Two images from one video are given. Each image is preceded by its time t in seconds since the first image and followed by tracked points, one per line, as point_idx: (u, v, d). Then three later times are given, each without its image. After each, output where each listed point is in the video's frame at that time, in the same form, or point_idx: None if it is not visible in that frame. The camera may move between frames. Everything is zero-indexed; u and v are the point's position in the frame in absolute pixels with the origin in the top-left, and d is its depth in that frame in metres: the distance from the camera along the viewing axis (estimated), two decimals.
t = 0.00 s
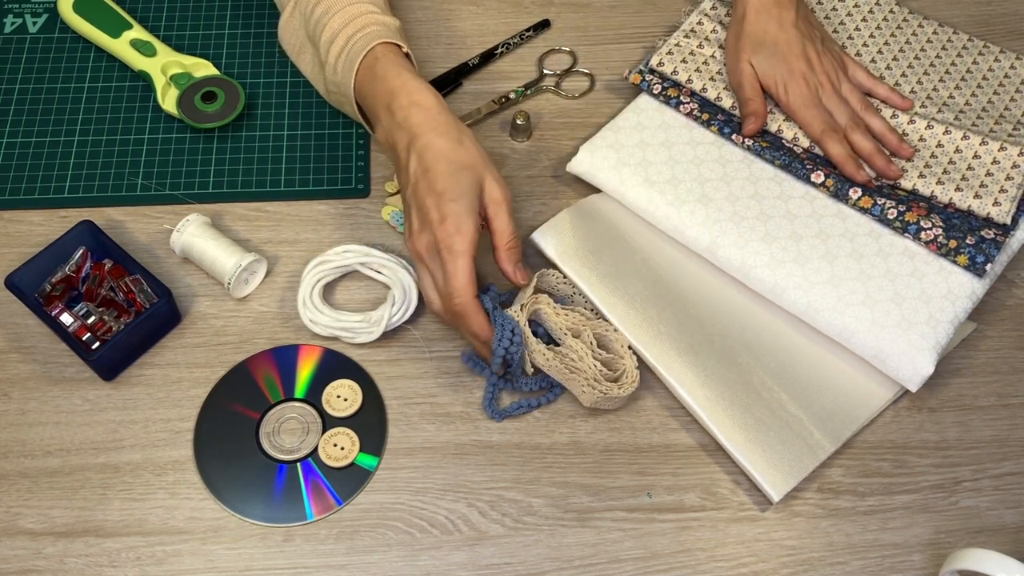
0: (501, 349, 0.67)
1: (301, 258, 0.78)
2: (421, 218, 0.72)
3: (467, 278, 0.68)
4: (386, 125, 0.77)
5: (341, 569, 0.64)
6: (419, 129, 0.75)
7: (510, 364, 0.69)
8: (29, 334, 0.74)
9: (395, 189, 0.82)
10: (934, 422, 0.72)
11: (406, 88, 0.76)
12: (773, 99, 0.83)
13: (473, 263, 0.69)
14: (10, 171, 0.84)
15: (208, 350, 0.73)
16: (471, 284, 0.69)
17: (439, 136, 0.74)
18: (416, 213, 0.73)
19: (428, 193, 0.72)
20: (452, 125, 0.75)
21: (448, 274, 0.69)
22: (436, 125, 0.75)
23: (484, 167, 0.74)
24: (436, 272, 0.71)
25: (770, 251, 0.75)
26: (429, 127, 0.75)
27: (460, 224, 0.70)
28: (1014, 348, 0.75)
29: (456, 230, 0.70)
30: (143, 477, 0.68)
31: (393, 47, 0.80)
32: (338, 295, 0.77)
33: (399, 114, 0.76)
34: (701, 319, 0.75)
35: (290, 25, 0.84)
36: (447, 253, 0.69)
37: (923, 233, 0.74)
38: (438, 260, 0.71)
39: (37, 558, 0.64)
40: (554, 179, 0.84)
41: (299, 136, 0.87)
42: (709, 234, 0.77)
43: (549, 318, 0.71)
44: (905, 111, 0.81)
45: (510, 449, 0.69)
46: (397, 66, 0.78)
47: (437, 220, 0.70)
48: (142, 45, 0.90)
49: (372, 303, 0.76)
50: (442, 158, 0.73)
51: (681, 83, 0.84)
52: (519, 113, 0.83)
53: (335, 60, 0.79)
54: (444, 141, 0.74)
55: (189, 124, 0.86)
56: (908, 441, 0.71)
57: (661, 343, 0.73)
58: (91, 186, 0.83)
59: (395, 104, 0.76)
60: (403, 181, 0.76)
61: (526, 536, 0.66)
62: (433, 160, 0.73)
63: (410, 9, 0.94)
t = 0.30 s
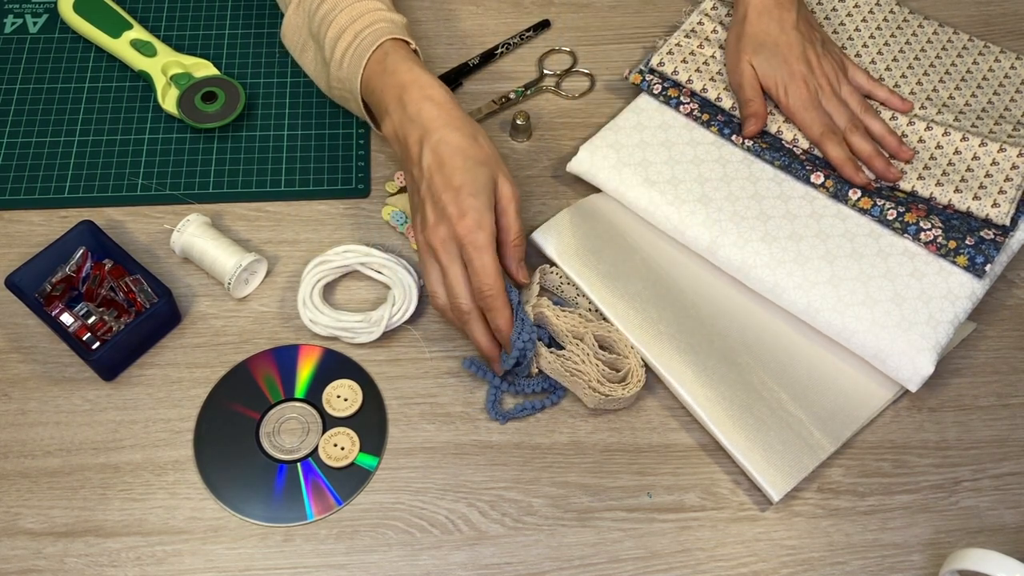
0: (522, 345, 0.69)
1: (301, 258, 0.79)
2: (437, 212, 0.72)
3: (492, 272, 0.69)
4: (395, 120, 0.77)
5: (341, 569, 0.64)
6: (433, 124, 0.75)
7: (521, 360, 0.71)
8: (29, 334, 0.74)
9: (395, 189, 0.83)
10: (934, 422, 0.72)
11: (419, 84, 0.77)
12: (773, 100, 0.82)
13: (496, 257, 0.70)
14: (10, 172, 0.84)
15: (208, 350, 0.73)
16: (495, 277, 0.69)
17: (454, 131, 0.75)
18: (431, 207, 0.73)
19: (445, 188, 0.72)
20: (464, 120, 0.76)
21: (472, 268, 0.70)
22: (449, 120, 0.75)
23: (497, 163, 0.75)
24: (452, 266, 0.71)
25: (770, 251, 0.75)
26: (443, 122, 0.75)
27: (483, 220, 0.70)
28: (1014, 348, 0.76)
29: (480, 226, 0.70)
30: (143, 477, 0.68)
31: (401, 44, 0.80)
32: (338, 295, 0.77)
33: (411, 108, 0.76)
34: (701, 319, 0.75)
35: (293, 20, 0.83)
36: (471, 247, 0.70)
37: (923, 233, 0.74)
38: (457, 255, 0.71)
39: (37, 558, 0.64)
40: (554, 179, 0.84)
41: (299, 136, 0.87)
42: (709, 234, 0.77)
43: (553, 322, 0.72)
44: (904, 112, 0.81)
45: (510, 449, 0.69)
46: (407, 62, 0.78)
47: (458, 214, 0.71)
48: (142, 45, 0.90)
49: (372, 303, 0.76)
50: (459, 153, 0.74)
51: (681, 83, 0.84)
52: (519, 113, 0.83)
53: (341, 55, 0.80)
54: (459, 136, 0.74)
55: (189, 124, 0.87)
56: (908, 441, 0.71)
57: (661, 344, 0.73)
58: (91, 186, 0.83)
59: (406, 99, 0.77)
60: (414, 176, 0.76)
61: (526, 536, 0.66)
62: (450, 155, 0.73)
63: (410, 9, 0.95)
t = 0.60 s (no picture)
0: (518, 328, 0.68)
1: (301, 258, 0.79)
2: (409, 180, 0.69)
3: (466, 242, 0.66)
4: (377, 94, 0.75)
5: (341, 569, 0.64)
6: (414, 96, 0.73)
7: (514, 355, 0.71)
8: (29, 334, 0.74)
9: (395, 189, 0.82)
10: (934, 422, 0.72)
11: (404, 60, 0.76)
12: (773, 99, 0.82)
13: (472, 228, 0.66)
14: (10, 171, 0.84)
15: (208, 350, 0.73)
16: (469, 248, 0.66)
17: (436, 105, 0.73)
18: (404, 175, 0.69)
19: (423, 156, 0.69)
20: (447, 97, 0.74)
21: (444, 239, 0.66)
22: (433, 95, 0.73)
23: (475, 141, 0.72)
24: (424, 236, 0.67)
25: (770, 251, 0.75)
26: (425, 96, 0.73)
27: (459, 189, 0.67)
28: (1014, 348, 0.75)
29: (456, 194, 0.67)
30: (143, 477, 0.68)
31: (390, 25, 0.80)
32: (338, 295, 0.77)
33: (394, 82, 0.74)
34: (701, 319, 0.75)
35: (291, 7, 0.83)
36: (444, 216, 0.66)
37: (922, 233, 0.74)
38: (430, 224, 0.67)
39: (37, 558, 0.64)
40: (554, 179, 0.84)
41: (299, 136, 0.87)
42: (709, 234, 0.77)
43: (554, 321, 0.73)
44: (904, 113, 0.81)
45: (510, 449, 0.69)
46: (395, 42, 0.77)
47: (432, 182, 0.67)
48: (142, 45, 0.90)
49: (372, 303, 0.76)
50: (439, 126, 0.71)
51: (680, 83, 0.84)
52: (519, 113, 0.83)
53: (327, 35, 0.80)
54: (441, 110, 0.72)
55: (189, 124, 0.87)
56: (908, 441, 0.71)
57: (661, 344, 0.72)
58: (91, 186, 0.83)
59: (390, 72, 0.75)
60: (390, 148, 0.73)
61: (526, 536, 0.66)
62: (429, 126, 0.71)
63: (410, 9, 0.94)
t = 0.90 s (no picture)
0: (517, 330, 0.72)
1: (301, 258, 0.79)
2: (297, 137, 0.68)
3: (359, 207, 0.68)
4: (265, 37, 0.73)
5: (341, 569, 0.64)
6: (309, 49, 0.71)
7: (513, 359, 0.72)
8: (29, 334, 0.74)
9: (395, 189, 0.81)
10: (934, 422, 0.72)
11: (300, 7, 0.74)
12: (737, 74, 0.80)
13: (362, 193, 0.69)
14: (10, 171, 0.84)
15: (208, 350, 0.73)
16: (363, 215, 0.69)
17: (329, 62, 0.72)
18: (291, 133, 0.69)
19: (313, 117, 0.69)
20: (338, 53, 0.73)
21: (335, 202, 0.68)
22: (326, 50, 0.72)
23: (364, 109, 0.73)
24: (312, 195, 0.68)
25: (770, 251, 0.75)
26: (320, 49, 0.72)
27: (352, 155, 0.69)
28: (1014, 348, 0.76)
29: (348, 161, 0.68)
30: (143, 477, 0.68)
31: None
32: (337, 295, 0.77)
33: (286, 27, 0.73)
34: (701, 319, 0.75)
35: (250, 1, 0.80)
36: (336, 180, 0.68)
37: (924, 231, 0.74)
38: (320, 187, 0.68)
39: (37, 558, 0.64)
40: (554, 179, 0.84)
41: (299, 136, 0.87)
42: (709, 234, 0.77)
43: (552, 321, 0.72)
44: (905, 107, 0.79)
45: (510, 449, 0.69)
46: None
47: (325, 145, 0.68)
48: (142, 45, 0.90)
49: (372, 304, 0.76)
50: (332, 84, 0.71)
51: (681, 79, 0.83)
52: (519, 113, 0.83)
53: None
54: (334, 68, 0.72)
55: (189, 124, 0.87)
56: (908, 441, 0.71)
57: (662, 343, 0.73)
58: (91, 186, 0.83)
59: (285, 17, 0.73)
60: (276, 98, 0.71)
61: (526, 536, 0.66)
62: (321, 82, 0.70)
63: (410, 9, 0.94)
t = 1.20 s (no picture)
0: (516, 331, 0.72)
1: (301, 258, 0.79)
2: (288, 177, 0.69)
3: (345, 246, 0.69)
4: (260, 70, 0.74)
5: (341, 569, 0.64)
6: (302, 87, 0.72)
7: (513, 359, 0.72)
8: (29, 334, 0.74)
9: (395, 189, 0.81)
10: (934, 422, 0.72)
11: (295, 44, 0.75)
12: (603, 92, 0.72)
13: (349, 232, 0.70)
14: (10, 171, 0.84)
15: (208, 350, 0.73)
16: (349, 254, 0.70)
17: (322, 102, 0.72)
18: (282, 171, 0.69)
19: (303, 156, 0.69)
20: (330, 92, 0.74)
21: (321, 241, 0.69)
22: (318, 89, 0.73)
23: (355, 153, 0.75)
24: (298, 232, 0.69)
25: (770, 251, 0.75)
26: (314, 90, 0.73)
27: (340, 197, 0.69)
28: (1014, 348, 0.76)
29: (338, 203, 0.69)
30: (143, 477, 0.68)
31: (301, 10, 0.79)
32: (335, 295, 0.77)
33: (281, 66, 0.73)
34: (701, 319, 0.75)
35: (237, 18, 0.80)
36: (323, 220, 0.68)
37: (924, 231, 0.74)
38: (308, 225, 0.69)
39: (38, 558, 0.64)
40: (554, 179, 0.84)
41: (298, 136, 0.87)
42: (709, 234, 0.77)
43: (552, 321, 0.72)
44: (906, 108, 0.79)
45: (510, 449, 0.69)
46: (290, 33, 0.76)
47: (316, 185, 0.68)
48: (142, 45, 0.90)
49: (372, 304, 0.76)
50: (324, 125, 0.71)
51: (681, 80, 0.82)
52: (519, 113, 0.83)
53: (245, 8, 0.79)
54: (325, 108, 0.72)
55: (189, 124, 0.87)
56: (908, 441, 0.71)
57: (662, 344, 0.73)
58: (91, 186, 0.83)
59: (279, 53, 0.74)
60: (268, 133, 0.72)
61: (526, 536, 0.66)
62: (315, 122, 0.71)
63: (410, 9, 0.94)
